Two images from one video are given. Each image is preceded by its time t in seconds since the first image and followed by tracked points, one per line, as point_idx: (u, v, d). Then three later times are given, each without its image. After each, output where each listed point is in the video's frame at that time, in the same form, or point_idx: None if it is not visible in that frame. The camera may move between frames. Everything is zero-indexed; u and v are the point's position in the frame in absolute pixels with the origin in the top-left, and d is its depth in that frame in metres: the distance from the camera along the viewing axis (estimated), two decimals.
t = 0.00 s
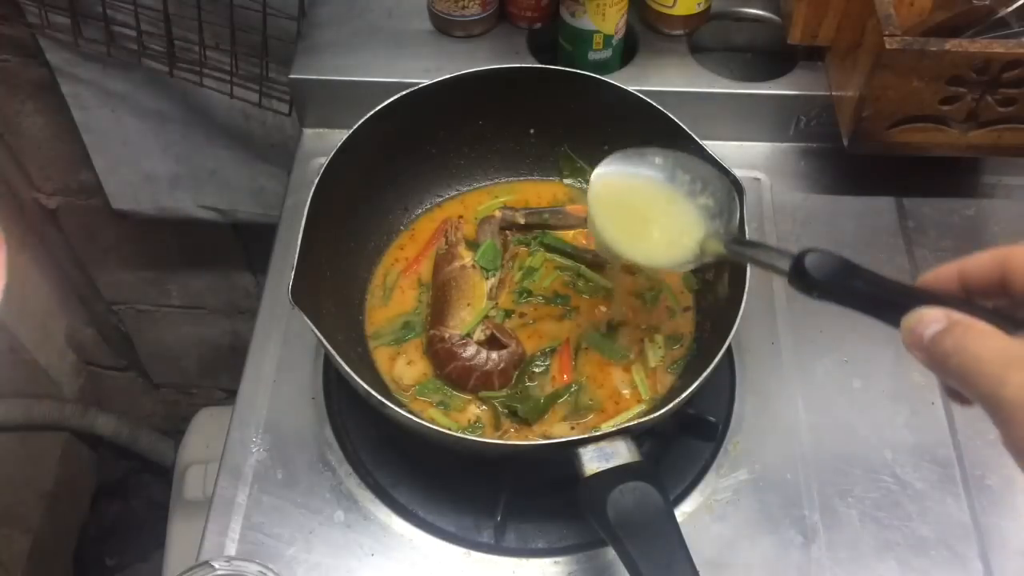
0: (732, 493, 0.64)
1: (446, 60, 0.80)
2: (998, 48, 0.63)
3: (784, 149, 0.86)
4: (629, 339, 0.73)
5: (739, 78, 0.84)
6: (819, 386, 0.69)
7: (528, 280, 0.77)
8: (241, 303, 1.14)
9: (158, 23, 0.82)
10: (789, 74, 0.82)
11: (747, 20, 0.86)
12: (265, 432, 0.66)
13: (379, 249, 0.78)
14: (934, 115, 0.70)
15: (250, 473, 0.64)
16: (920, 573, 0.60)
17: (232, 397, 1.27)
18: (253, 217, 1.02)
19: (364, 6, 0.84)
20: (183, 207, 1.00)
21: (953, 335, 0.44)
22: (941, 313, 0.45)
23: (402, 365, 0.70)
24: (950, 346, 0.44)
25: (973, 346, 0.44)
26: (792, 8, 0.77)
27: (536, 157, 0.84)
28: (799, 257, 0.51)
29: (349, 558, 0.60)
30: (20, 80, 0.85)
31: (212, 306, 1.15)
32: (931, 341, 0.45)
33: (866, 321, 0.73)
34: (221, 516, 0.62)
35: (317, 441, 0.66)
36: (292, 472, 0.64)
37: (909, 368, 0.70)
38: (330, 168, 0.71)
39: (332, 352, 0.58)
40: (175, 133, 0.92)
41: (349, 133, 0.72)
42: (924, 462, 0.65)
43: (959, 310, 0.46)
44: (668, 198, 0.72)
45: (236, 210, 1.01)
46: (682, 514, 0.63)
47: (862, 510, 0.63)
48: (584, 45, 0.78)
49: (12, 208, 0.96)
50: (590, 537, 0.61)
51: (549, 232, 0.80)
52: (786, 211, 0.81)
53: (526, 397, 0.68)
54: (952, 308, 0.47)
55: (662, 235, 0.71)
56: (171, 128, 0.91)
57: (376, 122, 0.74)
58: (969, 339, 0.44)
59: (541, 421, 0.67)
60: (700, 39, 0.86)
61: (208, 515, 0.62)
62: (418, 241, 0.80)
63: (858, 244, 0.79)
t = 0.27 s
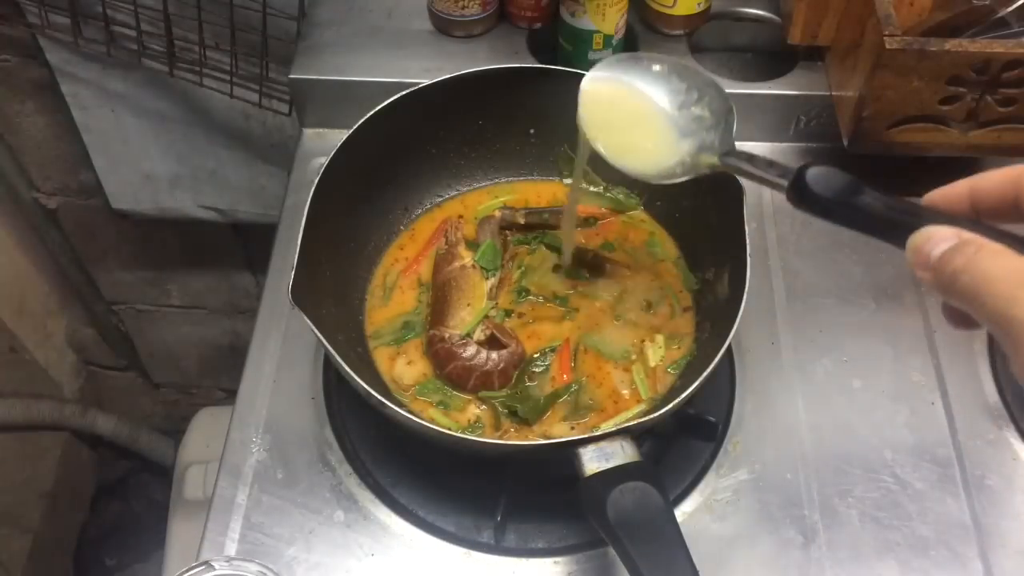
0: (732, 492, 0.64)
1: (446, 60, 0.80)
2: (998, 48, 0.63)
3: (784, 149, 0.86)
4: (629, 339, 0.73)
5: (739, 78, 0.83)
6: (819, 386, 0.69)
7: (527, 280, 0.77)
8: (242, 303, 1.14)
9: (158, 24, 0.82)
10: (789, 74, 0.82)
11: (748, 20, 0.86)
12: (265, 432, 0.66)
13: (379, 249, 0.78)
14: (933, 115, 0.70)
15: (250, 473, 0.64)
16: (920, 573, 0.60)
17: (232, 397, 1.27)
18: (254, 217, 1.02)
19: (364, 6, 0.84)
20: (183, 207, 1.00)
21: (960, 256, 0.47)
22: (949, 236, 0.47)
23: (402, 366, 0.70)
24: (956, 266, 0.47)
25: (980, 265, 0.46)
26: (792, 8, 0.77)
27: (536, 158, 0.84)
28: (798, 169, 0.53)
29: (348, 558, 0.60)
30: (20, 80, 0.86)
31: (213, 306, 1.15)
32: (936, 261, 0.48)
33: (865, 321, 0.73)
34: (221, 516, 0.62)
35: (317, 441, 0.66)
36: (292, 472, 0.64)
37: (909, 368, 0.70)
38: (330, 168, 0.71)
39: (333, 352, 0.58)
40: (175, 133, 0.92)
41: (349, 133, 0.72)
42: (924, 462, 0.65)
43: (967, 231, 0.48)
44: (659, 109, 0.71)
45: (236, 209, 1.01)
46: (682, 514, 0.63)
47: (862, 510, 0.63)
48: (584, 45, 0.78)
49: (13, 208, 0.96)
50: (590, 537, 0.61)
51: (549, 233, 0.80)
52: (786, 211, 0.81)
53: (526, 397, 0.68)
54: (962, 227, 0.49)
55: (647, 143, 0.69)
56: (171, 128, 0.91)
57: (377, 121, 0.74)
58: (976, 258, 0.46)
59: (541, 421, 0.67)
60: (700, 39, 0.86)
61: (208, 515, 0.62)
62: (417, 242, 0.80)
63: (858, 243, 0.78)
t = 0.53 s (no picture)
0: (732, 492, 0.64)
1: (446, 60, 0.80)
2: (998, 48, 0.63)
3: (784, 148, 0.86)
4: (629, 339, 0.73)
5: (739, 78, 0.83)
6: (819, 386, 0.69)
7: (528, 280, 0.77)
8: (242, 303, 1.14)
9: (158, 24, 0.82)
10: (788, 74, 0.82)
11: (748, 20, 0.86)
12: (265, 432, 0.66)
13: (379, 249, 0.78)
14: (933, 115, 0.70)
15: (249, 473, 0.64)
16: (920, 573, 0.60)
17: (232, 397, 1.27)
18: (254, 217, 1.02)
19: (364, 6, 0.84)
20: (184, 207, 1.00)
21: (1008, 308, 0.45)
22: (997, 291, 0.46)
23: (402, 365, 0.70)
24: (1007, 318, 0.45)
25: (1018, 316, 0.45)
26: (792, 8, 0.77)
27: (536, 158, 0.84)
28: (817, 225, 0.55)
29: (349, 558, 0.60)
30: (20, 80, 0.86)
31: (213, 306, 1.15)
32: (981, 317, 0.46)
33: (865, 321, 0.73)
34: (221, 516, 0.62)
35: (317, 441, 0.66)
36: (292, 472, 0.64)
37: (909, 368, 0.70)
38: (331, 167, 0.71)
39: (333, 352, 0.58)
40: (175, 133, 0.92)
41: (349, 133, 0.72)
42: (924, 461, 0.65)
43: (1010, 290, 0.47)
44: (672, 167, 0.73)
45: (236, 210, 1.01)
46: (682, 514, 0.63)
47: (862, 510, 0.63)
48: (584, 45, 0.78)
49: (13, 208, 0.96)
50: (591, 537, 0.61)
51: (550, 232, 0.80)
52: (786, 211, 0.81)
53: (526, 397, 0.68)
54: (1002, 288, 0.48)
55: (655, 204, 0.72)
56: (171, 128, 0.91)
57: (377, 121, 0.74)
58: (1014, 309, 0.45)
59: (541, 421, 0.67)
60: (699, 39, 0.85)
61: (208, 515, 0.62)
62: (417, 241, 0.80)
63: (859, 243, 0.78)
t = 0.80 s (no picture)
0: (732, 492, 0.64)
1: (446, 60, 0.80)
2: (998, 48, 0.63)
3: (784, 148, 0.86)
4: (629, 339, 0.73)
5: (739, 78, 0.83)
6: (819, 386, 0.69)
7: (527, 280, 0.77)
8: (242, 303, 1.14)
9: (158, 24, 0.82)
10: (788, 74, 0.82)
11: (748, 20, 0.86)
12: (265, 432, 0.66)
13: (379, 249, 0.78)
14: (933, 115, 0.70)
15: (250, 473, 0.64)
16: (920, 573, 0.60)
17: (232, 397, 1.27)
18: (254, 217, 1.02)
19: (364, 6, 0.84)
20: (183, 207, 1.00)
21: None
22: (986, 338, 0.43)
23: (402, 366, 0.70)
24: None
25: None
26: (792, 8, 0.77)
27: (536, 158, 0.84)
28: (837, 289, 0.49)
29: (349, 558, 0.60)
30: (20, 80, 0.86)
31: (213, 306, 1.15)
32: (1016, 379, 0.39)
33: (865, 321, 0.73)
34: (221, 516, 0.62)
35: (317, 441, 0.66)
36: (292, 472, 0.64)
37: (909, 367, 0.70)
38: (331, 167, 0.71)
39: (332, 351, 0.58)
40: (175, 133, 0.92)
41: (349, 133, 0.72)
42: (924, 461, 0.65)
43: None
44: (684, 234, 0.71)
45: (236, 210, 1.01)
46: (682, 514, 0.63)
47: (862, 509, 0.63)
48: (584, 45, 0.78)
49: (13, 208, 0.96)
50: (590, 537, 0.61)
51: (550, 232, 0.80)
52: (786, 211, 0.81)
53: (526, 397, 0.68)
54: None
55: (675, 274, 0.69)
56: (171, 128, 0.91)
57: (377, 121, 0.74)
58: None
59: (541, 421, 0.67)
60: (700, 39, 0.86)
61: (208, 515, 0.62)
62: (417, 241, 0.80)
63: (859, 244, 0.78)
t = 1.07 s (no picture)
0: (732, 492, 0.64)
1: (447, 60, 0.80)
2: (998, 48, 0.63)
3: (784, 148, 0.86)
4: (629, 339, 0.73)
5: (739, 78, 0.83)
6: (819, 387, 0.69)
7: (527, 280, 0.77)
8: (242, 303, 1.14)
9: (158, 24, 0.82)
10: (788, 74, 0.82)
11: (747, 20, 0.86)
12: (265, 431, 0.66)
13: (379, 249, 0.78)
14: (933, 115, 0.70)
15: (250, 473, 0.64)
16: (920, 573, 0.60)
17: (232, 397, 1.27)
18: (254, 217, 1.02)
19: (364, 7, 0.84)
20: (183, 207, 1.00)
21: (976, 402, 0.40)
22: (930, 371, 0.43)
23: (402, 366, 0.70)
24: (977, 417, 0.40)
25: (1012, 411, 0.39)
26: (792, 8, 0.77)
27: (536, 158, 0.84)
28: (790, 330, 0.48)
29: (349, 558, 0.60)
30: (20, 80, 0.86)
31: (213, 306, 1.15)
32: (953, 412, 0.40)
33: (865, 322, 0.73)
34: (221, 515, 0.62)
35: (317, 441, 0.66)
36: (292, 472, 0.64)
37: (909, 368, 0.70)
38: (330, 167, 0.71)
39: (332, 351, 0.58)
40: (174, 133, 0.92)
41: (349, 133, 0.71)
42: (924, 461, 0.65)
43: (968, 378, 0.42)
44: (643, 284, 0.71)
45: (236, 209, 1.01)
46: (682, 514, 0.63)
47: (862, 509, 0.63)
48: (584, 45, 0.78)
49: (13, 208, 0.96)
50: (591, 537, 0.61)
51: (550, 232, 0.80)
52: (786, 211, 0.81)
53: (526, 397, 0.68)
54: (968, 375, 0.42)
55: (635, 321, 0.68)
56: (171, 128, 0.91)
57: (376, 121, 0.74)
58: (1001, 402, 0.40)
59: (541, 421, 0.67)
60: (699, 39, 0.86)
61: (208, 515, 0.62)
62: (417, 241, 0.80)
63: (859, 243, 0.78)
